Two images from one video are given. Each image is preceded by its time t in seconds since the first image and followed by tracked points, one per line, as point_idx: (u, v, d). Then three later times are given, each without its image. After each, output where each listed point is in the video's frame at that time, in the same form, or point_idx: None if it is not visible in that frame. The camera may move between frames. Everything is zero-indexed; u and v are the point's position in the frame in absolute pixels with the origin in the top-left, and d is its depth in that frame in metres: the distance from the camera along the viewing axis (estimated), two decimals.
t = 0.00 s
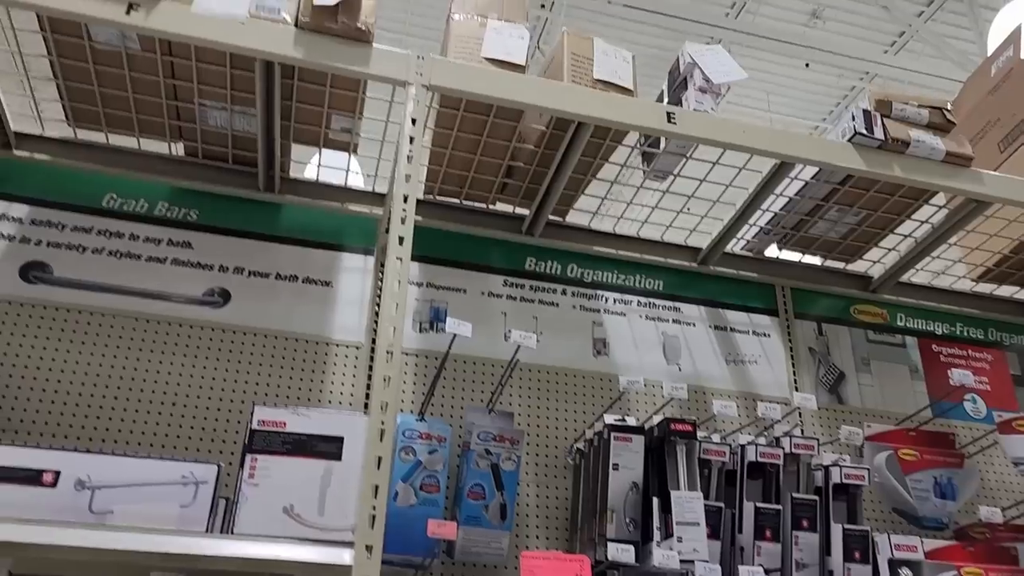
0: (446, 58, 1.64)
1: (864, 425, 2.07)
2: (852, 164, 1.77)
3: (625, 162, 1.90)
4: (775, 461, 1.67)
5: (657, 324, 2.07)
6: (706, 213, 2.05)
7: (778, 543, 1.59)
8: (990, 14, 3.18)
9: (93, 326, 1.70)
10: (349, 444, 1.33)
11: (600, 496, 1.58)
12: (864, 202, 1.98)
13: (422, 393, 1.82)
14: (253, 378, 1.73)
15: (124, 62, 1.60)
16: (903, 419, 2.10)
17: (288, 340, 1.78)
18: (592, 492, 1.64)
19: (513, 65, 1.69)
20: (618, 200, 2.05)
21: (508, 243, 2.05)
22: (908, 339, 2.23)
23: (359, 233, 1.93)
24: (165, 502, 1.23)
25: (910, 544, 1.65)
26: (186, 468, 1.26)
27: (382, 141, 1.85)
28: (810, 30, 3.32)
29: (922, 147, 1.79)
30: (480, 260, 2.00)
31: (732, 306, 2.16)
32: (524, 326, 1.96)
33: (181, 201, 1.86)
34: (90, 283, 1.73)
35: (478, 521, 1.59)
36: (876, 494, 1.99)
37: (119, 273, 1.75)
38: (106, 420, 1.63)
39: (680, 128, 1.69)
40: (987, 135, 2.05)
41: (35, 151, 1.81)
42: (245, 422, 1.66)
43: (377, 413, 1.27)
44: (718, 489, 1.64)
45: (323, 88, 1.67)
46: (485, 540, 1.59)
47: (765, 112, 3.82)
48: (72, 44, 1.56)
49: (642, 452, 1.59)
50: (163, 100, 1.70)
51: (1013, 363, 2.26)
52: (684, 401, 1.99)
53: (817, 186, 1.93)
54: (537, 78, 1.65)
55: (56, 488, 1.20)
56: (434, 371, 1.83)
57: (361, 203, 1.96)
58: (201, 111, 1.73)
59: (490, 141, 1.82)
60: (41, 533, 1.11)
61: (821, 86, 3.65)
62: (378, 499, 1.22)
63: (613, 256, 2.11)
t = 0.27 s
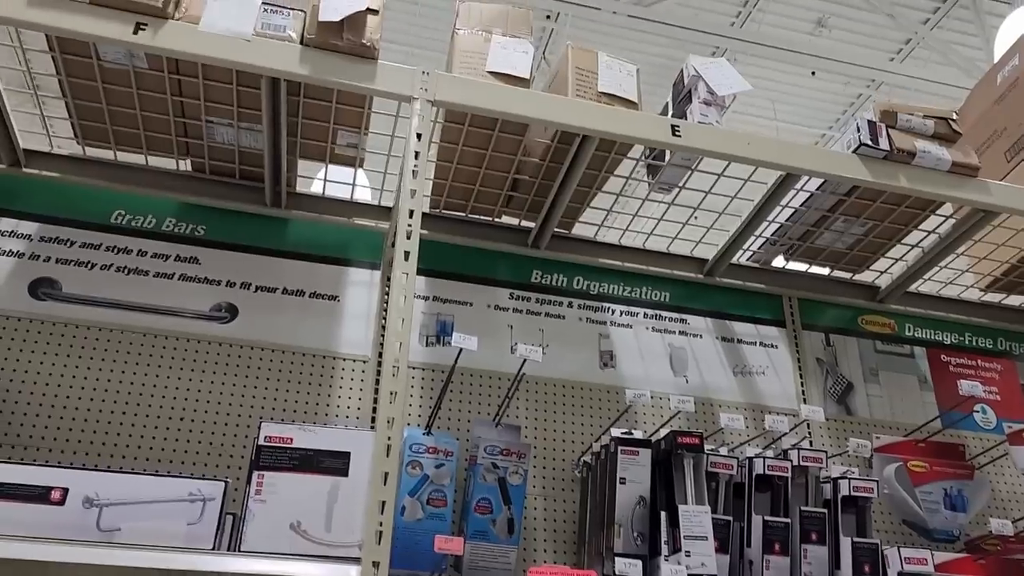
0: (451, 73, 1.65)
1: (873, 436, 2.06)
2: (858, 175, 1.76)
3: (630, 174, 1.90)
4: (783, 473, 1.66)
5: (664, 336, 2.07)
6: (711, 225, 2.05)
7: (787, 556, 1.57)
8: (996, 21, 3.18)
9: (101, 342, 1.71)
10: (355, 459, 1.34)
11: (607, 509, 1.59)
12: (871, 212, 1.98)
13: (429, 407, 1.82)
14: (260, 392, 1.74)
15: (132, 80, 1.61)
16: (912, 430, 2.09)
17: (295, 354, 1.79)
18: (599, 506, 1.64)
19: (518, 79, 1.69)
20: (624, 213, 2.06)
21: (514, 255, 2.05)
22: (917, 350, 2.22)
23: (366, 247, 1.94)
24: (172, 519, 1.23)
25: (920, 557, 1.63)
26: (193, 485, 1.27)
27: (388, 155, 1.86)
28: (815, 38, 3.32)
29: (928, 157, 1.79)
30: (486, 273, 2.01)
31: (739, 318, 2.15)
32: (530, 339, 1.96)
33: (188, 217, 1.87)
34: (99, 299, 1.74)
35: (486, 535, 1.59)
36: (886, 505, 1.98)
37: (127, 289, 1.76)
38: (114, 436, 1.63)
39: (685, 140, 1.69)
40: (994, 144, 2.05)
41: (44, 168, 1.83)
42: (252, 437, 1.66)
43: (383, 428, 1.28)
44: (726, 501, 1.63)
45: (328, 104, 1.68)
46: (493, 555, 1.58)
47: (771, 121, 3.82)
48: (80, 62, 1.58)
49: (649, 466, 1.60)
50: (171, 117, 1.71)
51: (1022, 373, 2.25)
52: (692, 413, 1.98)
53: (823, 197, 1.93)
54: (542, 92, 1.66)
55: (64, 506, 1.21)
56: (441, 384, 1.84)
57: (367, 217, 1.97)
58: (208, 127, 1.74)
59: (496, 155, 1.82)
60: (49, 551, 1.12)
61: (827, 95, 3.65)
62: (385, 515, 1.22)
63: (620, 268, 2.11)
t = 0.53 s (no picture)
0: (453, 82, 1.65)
1: (877, 443, 2.05)
2: (860, 181, 1.76)
3: (631, 182, 1.90)
4: (786, 480, 1.66)
5: (667, 343, 2.07)
6: (714, 232, 2.05)
7: (791, 564, 1.57)
8: (999, 26, 3.18)
9: (105, 351, 1.71)
10: (358, 468, 1.34)
11: (611, 517, 1.58)
12: (873, 218, 1.98)
13: (431, 415, 1.82)
14: (263, 401, 1.74)
15: (134, 91, 1.62)
16: (916, 436, 2.08)
17: (298, 363, 1.79)
18: (603, 513, 1.64)
19: (519, 87, 1.69)
20: (626, 220, 2.06)
21: (516, 263, 2.05)
22: (921, 356, 2.22)
23: (368, 256, 1.94)
24: (175, 528, 1.24)
25: (925, 564, 1.63)
26: (196, 494, 1.27)
27: (390, 164, 1.86)
28: (818, 44, 3.32)
29: (930, 163, 1.79)
30: (489, 281, 2.01)
31: (741, 324, 2.15)
32: (533, 346, 1.96)
33: (192, 226, 1.88)
34: (102, 308, 1.74)
35: (489, 544, 1.58)
36: (890, 512, 1.98)
37: (130, 299, 1.77)
38: (117, 445, 1.64)
39: (686, 147, 1.69)
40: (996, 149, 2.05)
41: (48, 178, 1.83)
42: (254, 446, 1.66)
43: (386, 437, 1.27)
44: (729, 509, 1.63)
45: (331, 113, 1.68)
46: (497, 563, 1.57)
47: (774, 127, 3.82)
48: (83, 73, 1.58)
49: (653, 473, 1.60)
50: (173, 127, 1.72)
51: None
52: (695, 421, 1.98)
53: (825, 203, 1.93)
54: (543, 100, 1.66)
55: (67, 515, 1.21)
56: (444, 392, 1.84)
57: (369, 226, 1.97)
58: (211, 137, 1.75)
59: (497, 163, 1.83)
60: (51, 561, 1.12)
61: (830, 100, 3.65)
62: (387, 524, 1.22)
63: (622, 275, 2.11)
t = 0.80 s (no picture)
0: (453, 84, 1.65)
1: (877, 443, 2.05)
2: (859, 182, 1.76)
3: (631, 183, 1.91)
4: (787, 481, 1.66)
5: (667, 344, 2.07)
6: (714, 233, 2.05)
7: (791, 564, 1.57)
8: (999, 26, 3.18)
9: (106, 353, 1.71)
10: (358, 469, 1.34)
11: (611, 518, 1.58)
12: (873, 219, 1.98)
13: (432, 416, 1.83)
14: (263, 403, 1.74)
15: (135, 93, 1.62)
16: (917, 437, 2.08)
17: (299, 365, 1.79)
18: (603, 514, 1.64)
19: (519, 89, 1.70)
20: (626, 221, 2.06)
21: (516, 264, 2.06)
22: (921, 356, 2.22)
23: (369, 257, 1.94)
24: (176, 529, 1.24)
25: (925, 564, 1.63)
26: (196, 496, 1.27)
27: (390, 165, 1.87)
28: (818, 45, 3.32)
29: (930, 164, 1.79)
30: (489, 282, 2.01)
31: (742, 325, 2.15)
32: (534, 347, 1.97)
33: (192, 228, 1.88)
34: (103, 310, 1.75)
35: (489, 545, 1.58)
36: (891, 513, 1.97)
37: (131, 300, 1.77)
38: (118, 447, 1.64)
39: (686, 148, 1.69)
40: (996, 149, 2.05)
41: (49, 180, 1.84)
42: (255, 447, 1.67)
43: (386, 438, 1.28)
44: (729, 510, 1.63)
45: (331, 115, 1.69)
46: (497, 564, 1.57)
47: (774, 128, 3.82)
48: (84, 75, 1.59)
49: (653, 474, 1.60)
50: (174, 129, 1.72)
51: None
52: (695, 423, 1.99)
53: (825, 204, 1.93)
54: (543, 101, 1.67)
55: (68, 517, 1.21)
56: (444, 394, 1.84)
57: (370, 227, 1.98)
58: (211, 139, 1.75)
59: (497, 164, 1.83)
60: (52, 562, 1.12)
61: (831, 101, 3.65)
62: (388, 525, 1.22)
63: (622, 276, 2.11)
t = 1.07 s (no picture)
0: (452, 80, 1.65)
1: (876, 439, 2.05)
2: (859, 178, 1.77)
3: (631, 179, 1.91)
4: (785, 477, 1.66)
5: (666, 340, 2.07)
6: (713, 229, 2.05)
7: (790, 560, 1.57)
8: (999, 22, 3.17)
9: (105, 349, 1.71)
10: (358, 465, 1.34)
11: (610, 514, 1.59)
12: (873, 215, 1.98)
13: (432, 412, 1.83)
14: (263, 399, 1.74)
15: (134, 89, 1.62)
16: (916, 433, 2.08)
17: (298, 361, 1.79)
18: (602, 510, 1.64)
19: (519, 85, 1.70)
20: (625, 217, 2.06)
21: (516, 261, 2.06)
22: (920, 352, 2.22)
23: (368, 253, 1.94)
24: (176, 525, 1.24)
25: (924, 560, 1.63)
26: (196, 491, 1.27)
27: (390, 161, 1.87)
28: (818, 41, 3.32)
29: (929, 160, 1.79)
30: (489, 278, 2.01)
31: (741, 321, 2.15)
32: (533, 344, 1.97)
33: (192, 224, 1.88)
34: (103, 306, 1.75)
35: (489, 540, 1.59)
36: (889, 509, 1.98)
37: (130, 297, 1.77)
38: (118, 443, 1.64)
39: (685, 144, 1.69)
40: (996, 146, 2.05)
41: (48, 176, 1.84)
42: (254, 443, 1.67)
43: (385, 434, 1.28)
44: (729, 505, 1.63)
45: (330, 112, 1.69)
46: (496, 559, 1.58)
47: (774, 124, 3.82)
48: (83, 71, 1.59)
49: (652, 470, 1.60)
50: (173, 125, 1.72)
51: None
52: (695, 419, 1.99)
53: (825, 200, 1.93)
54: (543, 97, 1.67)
55: (68, 512, 1.21)
56: (444, 390, 1.84)
57: (369, 224, 1.98)
58: (210, 135, 1.75)
59: (497, 161, 1.83)
60: (52, 557, 1.12)
61: (831, 97, 3.65)
62: (387, 520, 1.22)
63: (622, 272, 2.11)
